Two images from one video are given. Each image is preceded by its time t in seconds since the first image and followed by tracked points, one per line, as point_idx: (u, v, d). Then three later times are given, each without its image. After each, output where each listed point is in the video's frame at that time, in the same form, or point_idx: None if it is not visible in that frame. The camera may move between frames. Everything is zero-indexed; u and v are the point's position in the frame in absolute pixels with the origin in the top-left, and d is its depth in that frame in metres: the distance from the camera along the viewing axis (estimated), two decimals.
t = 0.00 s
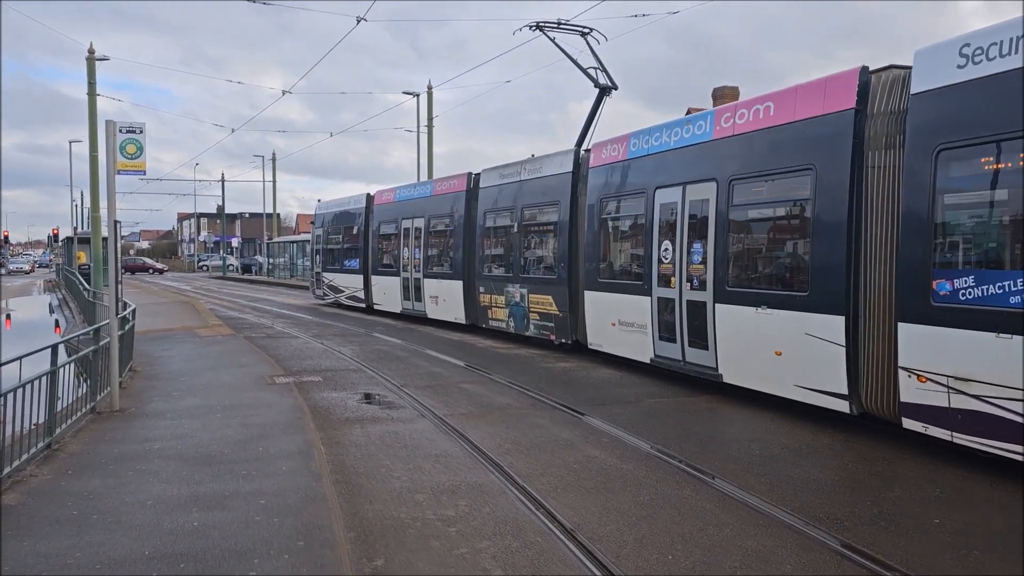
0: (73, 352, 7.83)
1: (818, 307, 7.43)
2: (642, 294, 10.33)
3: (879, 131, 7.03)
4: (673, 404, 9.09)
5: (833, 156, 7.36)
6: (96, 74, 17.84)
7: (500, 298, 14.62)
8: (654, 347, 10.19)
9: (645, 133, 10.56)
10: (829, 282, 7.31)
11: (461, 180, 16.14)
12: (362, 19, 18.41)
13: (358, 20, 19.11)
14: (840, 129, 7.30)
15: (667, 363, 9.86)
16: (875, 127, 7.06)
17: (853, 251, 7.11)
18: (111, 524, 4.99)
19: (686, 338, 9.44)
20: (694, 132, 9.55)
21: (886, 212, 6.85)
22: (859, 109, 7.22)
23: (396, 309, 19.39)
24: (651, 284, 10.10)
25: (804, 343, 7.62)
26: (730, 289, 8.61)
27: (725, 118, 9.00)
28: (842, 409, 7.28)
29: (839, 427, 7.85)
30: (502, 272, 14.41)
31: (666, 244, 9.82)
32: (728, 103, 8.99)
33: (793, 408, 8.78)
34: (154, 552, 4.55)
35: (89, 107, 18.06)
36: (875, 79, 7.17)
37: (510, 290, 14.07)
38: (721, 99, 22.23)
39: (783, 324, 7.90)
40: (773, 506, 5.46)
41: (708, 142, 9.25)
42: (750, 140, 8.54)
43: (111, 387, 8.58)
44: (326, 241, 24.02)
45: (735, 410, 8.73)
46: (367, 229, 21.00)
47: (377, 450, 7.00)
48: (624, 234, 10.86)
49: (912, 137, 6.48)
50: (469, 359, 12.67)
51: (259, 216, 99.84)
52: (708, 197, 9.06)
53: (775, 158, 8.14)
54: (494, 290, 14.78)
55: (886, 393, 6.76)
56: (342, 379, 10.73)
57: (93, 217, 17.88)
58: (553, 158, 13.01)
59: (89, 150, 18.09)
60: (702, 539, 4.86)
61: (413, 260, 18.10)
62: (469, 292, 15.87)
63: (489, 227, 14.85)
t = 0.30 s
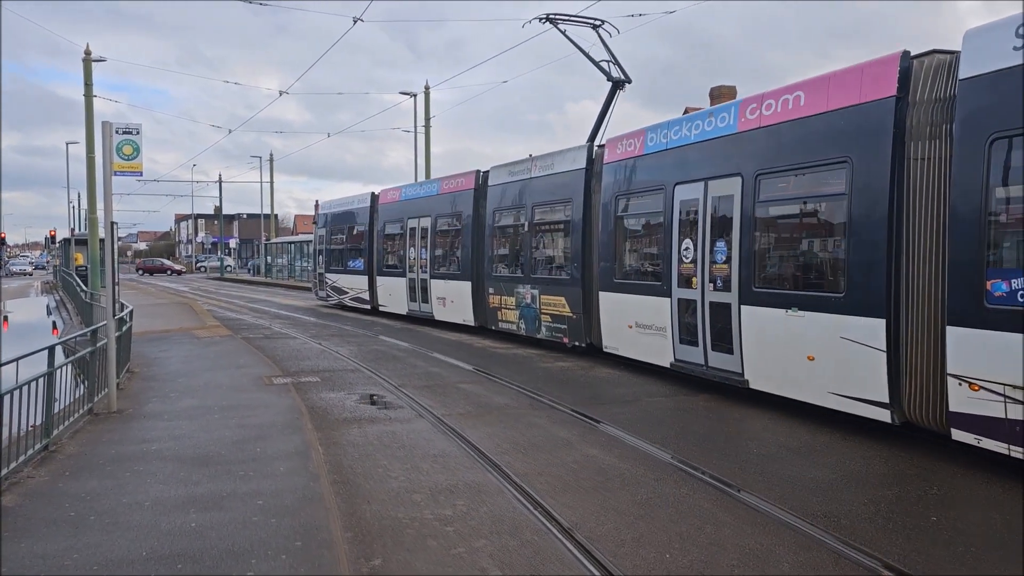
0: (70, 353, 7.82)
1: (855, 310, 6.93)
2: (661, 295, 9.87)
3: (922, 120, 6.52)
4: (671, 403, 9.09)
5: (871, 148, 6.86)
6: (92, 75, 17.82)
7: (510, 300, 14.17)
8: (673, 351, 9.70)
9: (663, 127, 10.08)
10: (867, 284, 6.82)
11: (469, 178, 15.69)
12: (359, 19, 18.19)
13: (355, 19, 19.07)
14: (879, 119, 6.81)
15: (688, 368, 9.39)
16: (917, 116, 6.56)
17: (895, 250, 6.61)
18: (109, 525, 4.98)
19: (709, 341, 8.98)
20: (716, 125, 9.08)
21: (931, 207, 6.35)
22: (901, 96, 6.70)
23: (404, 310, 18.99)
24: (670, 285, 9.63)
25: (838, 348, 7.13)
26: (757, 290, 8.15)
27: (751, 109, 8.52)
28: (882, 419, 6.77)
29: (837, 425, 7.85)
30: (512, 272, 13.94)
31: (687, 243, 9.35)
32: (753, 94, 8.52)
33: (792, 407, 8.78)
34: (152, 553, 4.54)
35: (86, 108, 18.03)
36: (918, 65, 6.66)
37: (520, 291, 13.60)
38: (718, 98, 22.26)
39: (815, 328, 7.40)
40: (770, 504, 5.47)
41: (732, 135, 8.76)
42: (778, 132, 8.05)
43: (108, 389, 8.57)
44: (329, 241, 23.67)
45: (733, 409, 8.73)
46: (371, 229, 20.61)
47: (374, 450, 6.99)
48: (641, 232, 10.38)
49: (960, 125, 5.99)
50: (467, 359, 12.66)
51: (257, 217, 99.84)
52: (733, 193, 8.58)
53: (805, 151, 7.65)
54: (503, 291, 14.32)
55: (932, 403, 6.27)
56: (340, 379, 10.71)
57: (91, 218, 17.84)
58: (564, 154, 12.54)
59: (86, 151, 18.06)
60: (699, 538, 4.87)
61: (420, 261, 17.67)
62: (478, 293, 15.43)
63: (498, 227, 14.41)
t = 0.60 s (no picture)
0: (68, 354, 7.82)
1: (893, 311, 6.56)
2: (681, 295, 9.49)
3: (972, 107, 6.12)
4: (668, 402, 9.10)
5: (912, 138, 6.47)
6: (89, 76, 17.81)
7: (520, 301, 13.86)
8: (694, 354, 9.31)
9: (685, 119, 9.70)
10: (909, 283, 6.41)
11: (478, 175, 15.38)
12: (356, 20, 18.52)
13: (353, 18, 19.06)
14: (922, 107, 6.41)
15: (709, 372, 8.99)
16: (966, 103, 6.16)
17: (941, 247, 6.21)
18: (107, 526, 4.98)
19: (733, 344, 8.59)
20: (741, 116, 8.69)
21: (982, 201, 5.93)
22: (948, 82, 6.30)
23: (408, 312, 18.65)
24: (691, 285, 9.28)
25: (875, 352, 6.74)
26: (786, 290, 7.76)
27: (779, 100, 8.15)
28: (922, 428, 6.37)
29: (834, 424, 7.86)
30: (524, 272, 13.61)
31: (709, 241, 8.96)
32: (781, 83, 8.13)
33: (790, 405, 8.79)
34: (150, 554, 4.54)
35: (82, 108, 18.02)
36: (965, 48, 6.27)
37: (532, 291, 13.29)
38: (715, 97, 22.30)
39: (850, 331, 6.99)
40: (766, 502, 5.49)
41: (759, 127, 8.37)
42: (809, 123, 7.65)
43: (106, 390, 8.57)
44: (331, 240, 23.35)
45: (730, 407, 8.74)
46: (376, 229, 20.30)
47: (372, 451, 6.99)
48: (661, 229, 9.99)
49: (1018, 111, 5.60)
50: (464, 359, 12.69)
51: (255, 217, 99.83)
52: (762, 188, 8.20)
53: (839, 143, 7.26)
54: (514, 291, 14.02)
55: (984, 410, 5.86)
56: (338, 379, 10.72)
57: (88, 219, 17.82)
58: (578, 150, 12.20)
59: (83, 152, 18.05)
60: (697, 536, 4.87)
61: (426, 261, 17.37)
62: (487, 294, 15.14)
63: (509, 225, 14.10)
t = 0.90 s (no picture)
0: (65, 354, 7.81)
1: (936, 314, 6.09)
2: (702, 296, 9.01)
3: None
4: (666, 401, 9.11)
5: (959, 128, 5.95)
6: (86, 76, 17.78)
7: (530, 301, 13.14)
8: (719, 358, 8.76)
9: (706, 111, 9.18)
10: (956, 283, 5.94)
11: (484, 170, 14.71)
12: (351, 19, 18.98)
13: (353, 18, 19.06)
14: (970, 94, 5.89)
15: (733, 376, 8.51)
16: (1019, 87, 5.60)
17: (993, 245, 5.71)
18: (104, 526, 4.97)
19: (758, 347, 8.12)
20: (768, 107, 8.20)
21: None
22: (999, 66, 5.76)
23: (412, 312, 18.00)
24: (713, 286, 8.76)
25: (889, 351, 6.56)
26: (818, 290, 7.28)
27: (810, 88, 7.61)
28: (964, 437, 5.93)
29: (830, 422, 7.88)
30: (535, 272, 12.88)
31: (732, 239, 8.48)
32: (811, 71, 7.63)
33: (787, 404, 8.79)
34: (147, 554, 4.54)
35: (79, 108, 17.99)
36: (1018, 29, 5.69)
37: (542, 291, 12.62)
38: (711, 96, 22.31)
39: (888, 332, 6.52)
40: (763, 501, 5.48)
41: (787, 118, 7.86)
42: (843, 112, 7.14)
43: (103, 390, 8.56)
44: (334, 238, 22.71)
45: (727, 406, 8.76)
46: (381, 228, 19.68)
47: (370, 450, 6.99)
48: (680, 227, 9.50)
49: None
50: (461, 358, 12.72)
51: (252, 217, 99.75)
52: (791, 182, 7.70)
53: (877, 133, 6.74)
54: (523, 292, 13.35)
55: None
56: (335, 379, 10.72)
57: (85, 219, 17.79)
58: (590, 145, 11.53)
59: (79, 152, 18.03)
60: (694, 535, 4.87)
61: (431, 260, 16.73)
62: (495, 294, 14.50)
63: (518, 223, 13.43)
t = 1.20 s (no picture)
0: (60, 354, 7.77)
1: (986, 318, 5.67)
2: (723, 297, 8.56)
3: None
4: (663, 399, 9.09)
5: (1015, 117, 5.50)
6: (80, 74, 17.71)
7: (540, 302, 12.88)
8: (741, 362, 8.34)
9: (728, 102, 8.72)
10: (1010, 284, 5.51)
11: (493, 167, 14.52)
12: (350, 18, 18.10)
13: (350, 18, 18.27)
14: None
15: (757, 382, 8.05)
16: None
17: None
18: (100, 526, 4.95)
19: (785, 351, 7.66)
20: (795, 97, 7.70)
21: None
22: None
23: (418, 313, 17.82)
24: (736, 286, 8.34)
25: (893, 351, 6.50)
26: (852, 291, 6.81)
27: (842, 76, 7.12)
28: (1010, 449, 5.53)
29: (828, 421, 7.86)
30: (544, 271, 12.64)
31: (756, 236, 8.05)
32: (843, 58, 7.11)
33: (785, 403, 8.78)
34: (143, 554, 4.52)
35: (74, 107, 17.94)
36: None
37: (553, 291, 12.35)
38: (708, 95, 22.29)
39: (929, 336, 6.08)
40: (763, 500, 5.46)
41: (817, 109, 7.36)
42: (880, 101, 6.64)
43: (98, 390, 8.52)
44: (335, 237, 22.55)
45: (724, 404, 8.75)
46: (385, 226, 19.50)
47: (367, 450, 6.97)
48: (699, 225, 9.04)
49: None
50: (457, 357, 12.69)
51: (248, 216, 99.57)
52: (823, 174, 7.20)
53: (918, 123, 6.26)
54: (532, 292, 13.10)
55: None
56: (332, 378, 10.69)
57: (79, 219, 17.72)
58: (603, 139, 11.25)
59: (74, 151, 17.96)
60: (692, 535, 4.86)
61: (437, 259, 16.55)
62: (503, 295, 14.25)
63: (527, 221, 13.19)
